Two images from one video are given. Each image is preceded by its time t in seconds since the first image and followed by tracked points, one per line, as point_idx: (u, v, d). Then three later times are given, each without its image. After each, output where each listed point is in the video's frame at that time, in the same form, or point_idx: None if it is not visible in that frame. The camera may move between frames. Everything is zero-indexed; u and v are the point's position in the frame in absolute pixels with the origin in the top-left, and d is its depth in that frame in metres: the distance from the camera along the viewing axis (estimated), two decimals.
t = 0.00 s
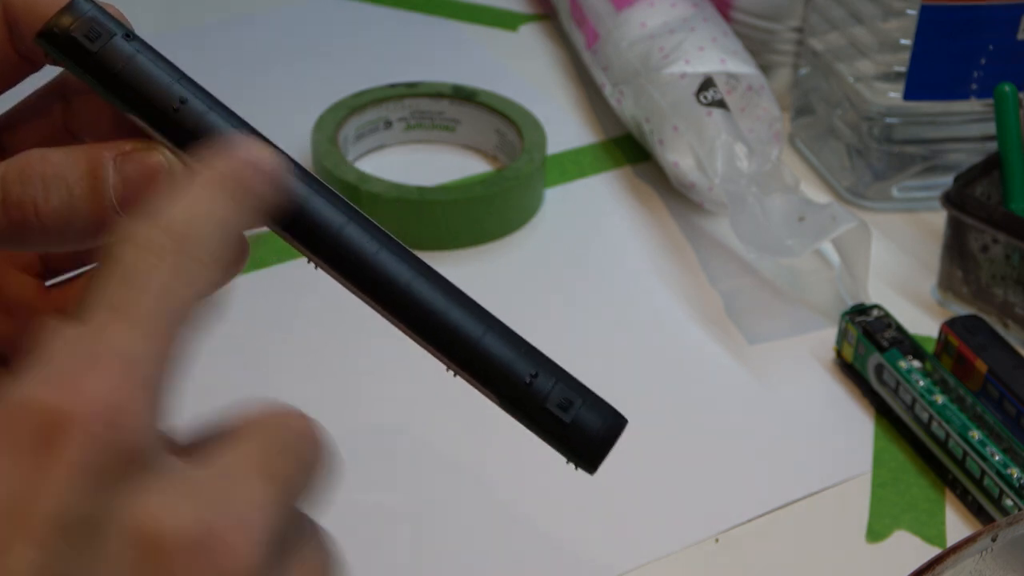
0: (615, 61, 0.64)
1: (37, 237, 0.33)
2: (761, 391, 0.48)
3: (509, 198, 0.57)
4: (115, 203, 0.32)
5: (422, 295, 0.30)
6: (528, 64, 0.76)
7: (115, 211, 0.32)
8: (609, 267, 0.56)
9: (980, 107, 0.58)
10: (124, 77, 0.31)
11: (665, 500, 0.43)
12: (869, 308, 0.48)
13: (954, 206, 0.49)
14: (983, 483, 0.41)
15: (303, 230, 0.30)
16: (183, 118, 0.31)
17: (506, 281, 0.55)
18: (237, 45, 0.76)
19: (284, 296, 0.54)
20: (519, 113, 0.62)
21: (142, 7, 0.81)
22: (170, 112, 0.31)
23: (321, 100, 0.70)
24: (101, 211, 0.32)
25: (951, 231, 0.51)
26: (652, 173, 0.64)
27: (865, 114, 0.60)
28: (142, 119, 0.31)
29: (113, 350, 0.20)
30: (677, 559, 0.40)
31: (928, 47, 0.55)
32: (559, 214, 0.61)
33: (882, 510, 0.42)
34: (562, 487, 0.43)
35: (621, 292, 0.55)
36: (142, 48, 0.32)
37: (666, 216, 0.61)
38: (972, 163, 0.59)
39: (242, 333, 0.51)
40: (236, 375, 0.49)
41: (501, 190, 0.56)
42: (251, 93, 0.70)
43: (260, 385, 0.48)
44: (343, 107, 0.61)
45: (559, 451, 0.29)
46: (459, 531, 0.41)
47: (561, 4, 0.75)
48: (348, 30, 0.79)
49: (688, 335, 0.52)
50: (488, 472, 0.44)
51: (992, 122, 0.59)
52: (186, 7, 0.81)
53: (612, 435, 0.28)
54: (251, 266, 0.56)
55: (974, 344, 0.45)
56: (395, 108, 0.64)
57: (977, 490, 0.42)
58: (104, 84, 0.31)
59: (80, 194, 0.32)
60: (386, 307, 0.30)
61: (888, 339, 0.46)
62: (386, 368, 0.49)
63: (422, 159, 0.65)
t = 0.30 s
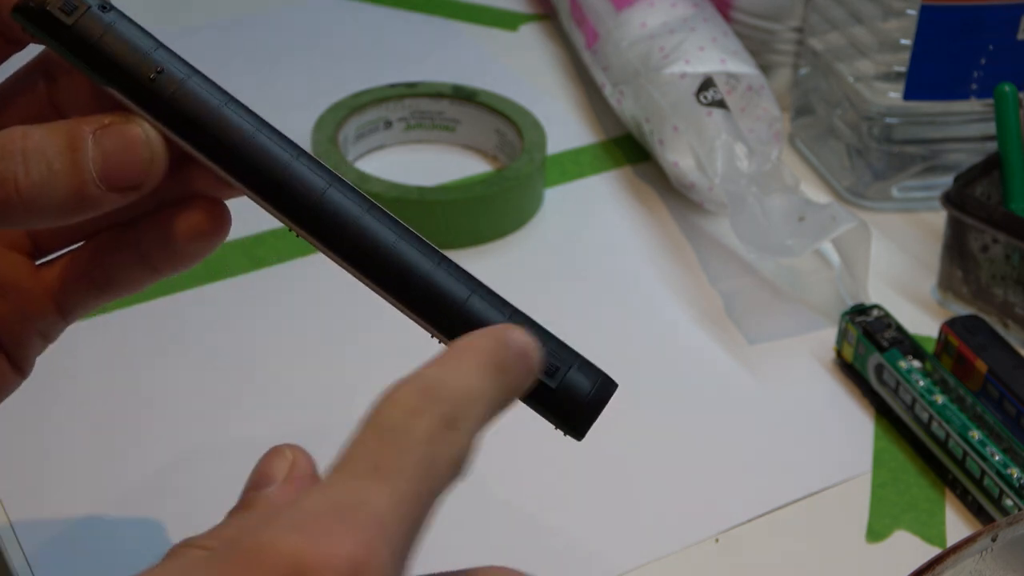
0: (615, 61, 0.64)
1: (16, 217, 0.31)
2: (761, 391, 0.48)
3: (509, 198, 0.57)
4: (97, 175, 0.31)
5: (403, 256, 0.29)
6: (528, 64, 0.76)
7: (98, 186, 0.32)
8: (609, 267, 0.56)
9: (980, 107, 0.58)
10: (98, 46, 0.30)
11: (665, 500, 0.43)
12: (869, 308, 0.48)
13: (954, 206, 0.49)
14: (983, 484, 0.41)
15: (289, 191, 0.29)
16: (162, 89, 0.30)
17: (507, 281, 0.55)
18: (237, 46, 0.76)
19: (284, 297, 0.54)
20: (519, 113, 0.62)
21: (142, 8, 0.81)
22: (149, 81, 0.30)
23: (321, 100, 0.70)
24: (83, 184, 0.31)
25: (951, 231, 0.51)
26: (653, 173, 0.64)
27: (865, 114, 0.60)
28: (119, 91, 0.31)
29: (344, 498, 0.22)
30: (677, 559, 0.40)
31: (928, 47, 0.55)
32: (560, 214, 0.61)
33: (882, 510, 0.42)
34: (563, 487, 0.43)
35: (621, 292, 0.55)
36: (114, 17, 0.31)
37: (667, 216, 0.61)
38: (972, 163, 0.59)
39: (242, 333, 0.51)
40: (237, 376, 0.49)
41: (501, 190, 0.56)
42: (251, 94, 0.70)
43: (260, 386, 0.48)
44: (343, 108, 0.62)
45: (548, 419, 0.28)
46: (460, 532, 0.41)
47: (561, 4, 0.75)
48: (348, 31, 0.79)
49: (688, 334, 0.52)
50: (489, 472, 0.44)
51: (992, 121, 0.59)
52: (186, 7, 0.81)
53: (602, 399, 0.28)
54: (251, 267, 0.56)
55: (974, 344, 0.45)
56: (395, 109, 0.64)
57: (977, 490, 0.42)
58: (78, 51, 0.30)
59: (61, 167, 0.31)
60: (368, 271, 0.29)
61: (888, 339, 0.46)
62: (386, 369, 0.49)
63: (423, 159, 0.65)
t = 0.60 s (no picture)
0: (615, 61, 0.64)
1: (12, 180, 0.33)
2: (761, 391, 0.48)
3: (509, 198, 0.57)
4: (88, 151, 0.32)
5: (295, 310, 0.29)
6: (528, 64, 0.76)
7: (90, 161, 0.32)
8: (608, 266, 0.56)
9: (980, 107, 0.58)
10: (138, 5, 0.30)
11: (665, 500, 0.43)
12: (869, 308, 0.48)
13: (954, 206, 0.49)
14: (983, 483, 0.41)
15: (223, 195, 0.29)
16: (169, 65, 0.29)
17: (506, 281, 0.55)
18: (236, 46, 0.76)
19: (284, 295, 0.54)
20: (519, 112, 0.62)
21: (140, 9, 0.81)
22: (155, 49, 0.29)
23: (321, 100, 0.70)
24: (74, 157, 0.32)
25: (951, 231, 0.51)
26: (652, 173, 0.64)
27: (865, 114, 0.60)
28: (127, 38, 0.29)
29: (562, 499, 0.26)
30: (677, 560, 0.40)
31: (927, 47, 0.55)
32: (560, 214, 0.61)
33: (882, 510, 0.42)
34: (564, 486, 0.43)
35: (621, 292, 0.55)
36: None
37: (667, 216, 0.61)
38: (973, 163, 0.59)
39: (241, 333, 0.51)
40: (235, 375, 0.49)
41: (501, 190, 0.56)
42: (251, 93, 0.71)
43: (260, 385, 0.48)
44: (343, 108, 0.61)
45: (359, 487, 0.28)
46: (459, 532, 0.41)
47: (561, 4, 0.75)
48: (349, 31, 0.79)
49: (688, 334, 0.52)
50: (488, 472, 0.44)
51: (992, 121, 0.59)
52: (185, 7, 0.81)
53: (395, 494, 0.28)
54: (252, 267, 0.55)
55: (974, 344, 0.45)
56: (395, 108, 0.64)
57: (977, 490, 0.42)
58: None
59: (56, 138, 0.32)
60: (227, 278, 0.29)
61: (888, 339, 0.46)
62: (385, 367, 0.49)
63: (423, 159, 0.65)
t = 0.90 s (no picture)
0: (615, 62, 0.64)
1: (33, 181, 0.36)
2: (761, 391, 0.48)
3: (510, 198, 0.57)
4: (96, 194, 0.34)
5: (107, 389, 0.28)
6: (528, 64, 0.76)
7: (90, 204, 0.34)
8: (608, 266, 0.57)
9: (980, 107, 0.58)
10: (240, 114, 0.32)
11: (664, 500, 0.43)
12: (869, 308, 0.48)
13: (954, 206, 0.49)
14: (983, 483, 0.41)
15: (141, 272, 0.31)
16: (212, 166, 0.32)
17: (507, 281, 0.55)
18: (237, 46, 0.76)
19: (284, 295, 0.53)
20: (519, 113, 0.62)
21: (140, 9, 0.81)
22: (218, 152, 0.32)
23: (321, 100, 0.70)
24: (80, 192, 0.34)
25: (950, 231, 0.51)
26: (652, 173, 0.64)
27: (865, 114, 0.60)
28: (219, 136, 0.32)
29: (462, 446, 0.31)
30: (676, 559, 0.40)
31: (927, 46, 0.55)
32: (560, 214, 0.61)
33: (882, 510, 0.42)
34: (564, 486, 0.43)
35: (621, 292, 0.55)
36: (282, 127, 0.32)
37: (666, 216, 0.61)
38: (972, 163, 0.59)
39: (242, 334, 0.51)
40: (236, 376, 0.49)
41: (501, 190, 0.56)
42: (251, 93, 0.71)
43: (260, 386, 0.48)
44: (343, 107, 0.61)
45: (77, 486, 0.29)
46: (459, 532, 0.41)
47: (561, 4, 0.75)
48: (350, 30, 0.79)
49: (688, 334, 0.52)
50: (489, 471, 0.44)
51: (991, 121, 0.59)
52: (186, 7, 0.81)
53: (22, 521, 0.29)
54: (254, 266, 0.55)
55: (974, 344, 0.45)
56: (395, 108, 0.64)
57: (977, 490, 0.42)
58: (242, 98, 0.32)
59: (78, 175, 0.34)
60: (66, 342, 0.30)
61: (888, 339, 0.46)
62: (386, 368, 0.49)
63: (423, 159, 0.64)
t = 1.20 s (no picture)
0: (615, 62, 0.64)
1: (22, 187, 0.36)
2: (761, 391, 0.48)
3: (510, 198, 0.57)
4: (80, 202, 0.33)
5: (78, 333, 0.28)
6: (528, 64, 0.76)
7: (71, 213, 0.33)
8: (608, 266, 0.57)
9: (980, 107, 0.58)
10: (271, 151, 0.29)
11: (664, 500, 0.43)
12: (869, 308, 0.48)
13: (954, 206, 0.49)
14: (983, 483, 0.41)
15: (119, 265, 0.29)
16: (222, 194, 0.29)
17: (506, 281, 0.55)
18: (237, 46, 0.76)
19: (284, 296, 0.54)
20: (519, 113, 0.62)
21: (141, 9, 0.81)
22: (235, 183, 0.29)
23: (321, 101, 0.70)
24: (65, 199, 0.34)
25: (950, 231, 0.51)
26: (652, 173, 0.64)
27: (865, 114, 0.60)
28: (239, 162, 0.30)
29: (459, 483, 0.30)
30: (676, 560, 0.40)
31: (927, 46, 0.55)
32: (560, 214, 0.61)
33: (882, 510, 0.42)
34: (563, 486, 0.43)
35: (620, 292, 0.55)
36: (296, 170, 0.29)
37: (666, 216, 0.61)
38: (972, 163, 0.59)
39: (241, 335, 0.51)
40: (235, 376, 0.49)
41: (501, 190, 0.56)
42: (252, 93, 0.71)
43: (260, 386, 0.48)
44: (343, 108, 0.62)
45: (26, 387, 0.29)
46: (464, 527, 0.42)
47: (561, 4, 0.75)
48: (349, 31, 0.79)
49: (687, 334, 0.52)
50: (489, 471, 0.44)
51: (991, 121, 0.59)
52: (185, 7, 0.81)
53: None
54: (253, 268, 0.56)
55: (974, 344, 0.45)
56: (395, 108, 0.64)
57: (977, 490, 0.42)
58: (279, 133, 0.29)
59: (61, 181, 0.34)
60: (30, 317, 0.29)
61: (888, 339, 0.46)
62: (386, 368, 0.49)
63: (423, 159, 0.64)
